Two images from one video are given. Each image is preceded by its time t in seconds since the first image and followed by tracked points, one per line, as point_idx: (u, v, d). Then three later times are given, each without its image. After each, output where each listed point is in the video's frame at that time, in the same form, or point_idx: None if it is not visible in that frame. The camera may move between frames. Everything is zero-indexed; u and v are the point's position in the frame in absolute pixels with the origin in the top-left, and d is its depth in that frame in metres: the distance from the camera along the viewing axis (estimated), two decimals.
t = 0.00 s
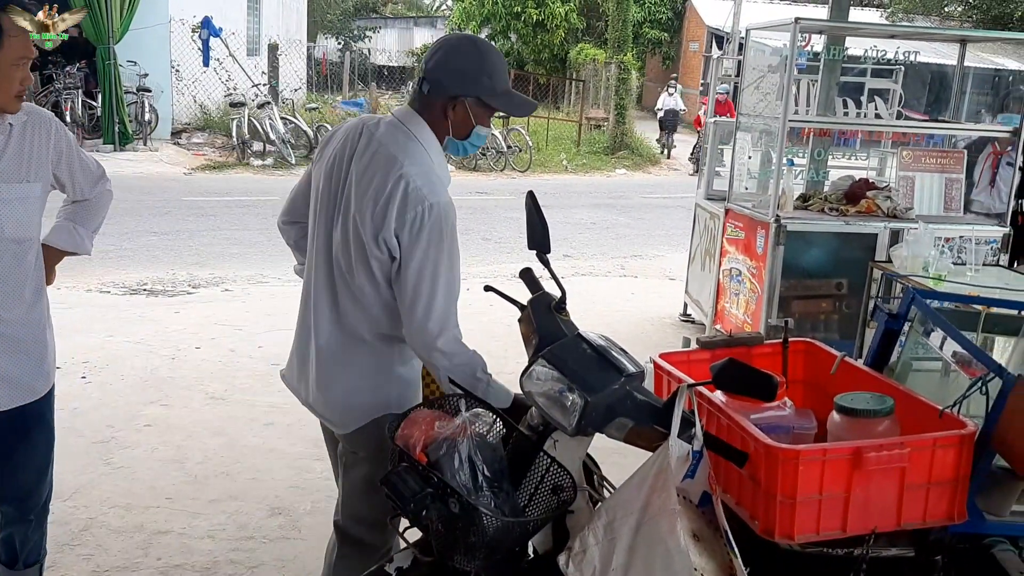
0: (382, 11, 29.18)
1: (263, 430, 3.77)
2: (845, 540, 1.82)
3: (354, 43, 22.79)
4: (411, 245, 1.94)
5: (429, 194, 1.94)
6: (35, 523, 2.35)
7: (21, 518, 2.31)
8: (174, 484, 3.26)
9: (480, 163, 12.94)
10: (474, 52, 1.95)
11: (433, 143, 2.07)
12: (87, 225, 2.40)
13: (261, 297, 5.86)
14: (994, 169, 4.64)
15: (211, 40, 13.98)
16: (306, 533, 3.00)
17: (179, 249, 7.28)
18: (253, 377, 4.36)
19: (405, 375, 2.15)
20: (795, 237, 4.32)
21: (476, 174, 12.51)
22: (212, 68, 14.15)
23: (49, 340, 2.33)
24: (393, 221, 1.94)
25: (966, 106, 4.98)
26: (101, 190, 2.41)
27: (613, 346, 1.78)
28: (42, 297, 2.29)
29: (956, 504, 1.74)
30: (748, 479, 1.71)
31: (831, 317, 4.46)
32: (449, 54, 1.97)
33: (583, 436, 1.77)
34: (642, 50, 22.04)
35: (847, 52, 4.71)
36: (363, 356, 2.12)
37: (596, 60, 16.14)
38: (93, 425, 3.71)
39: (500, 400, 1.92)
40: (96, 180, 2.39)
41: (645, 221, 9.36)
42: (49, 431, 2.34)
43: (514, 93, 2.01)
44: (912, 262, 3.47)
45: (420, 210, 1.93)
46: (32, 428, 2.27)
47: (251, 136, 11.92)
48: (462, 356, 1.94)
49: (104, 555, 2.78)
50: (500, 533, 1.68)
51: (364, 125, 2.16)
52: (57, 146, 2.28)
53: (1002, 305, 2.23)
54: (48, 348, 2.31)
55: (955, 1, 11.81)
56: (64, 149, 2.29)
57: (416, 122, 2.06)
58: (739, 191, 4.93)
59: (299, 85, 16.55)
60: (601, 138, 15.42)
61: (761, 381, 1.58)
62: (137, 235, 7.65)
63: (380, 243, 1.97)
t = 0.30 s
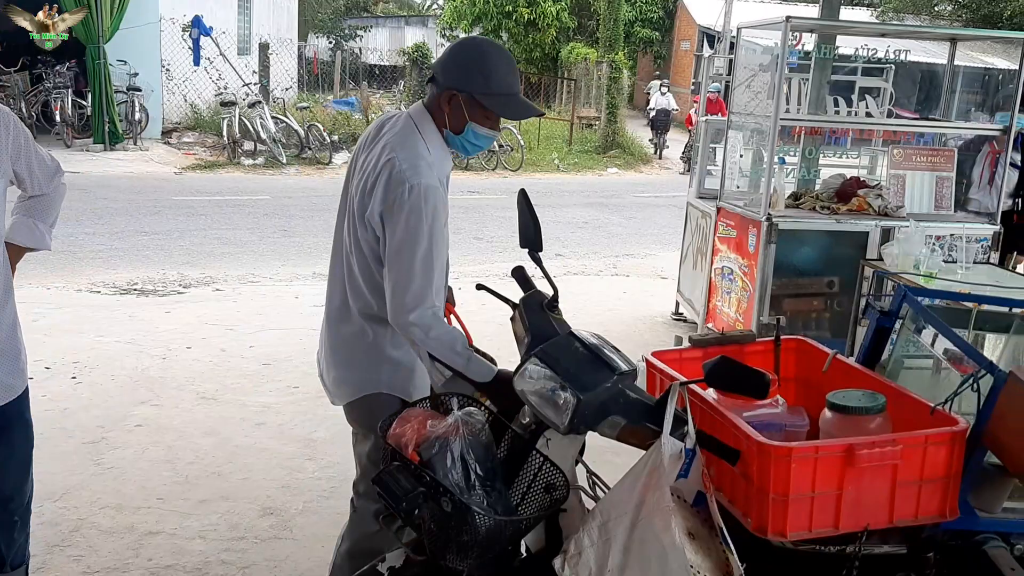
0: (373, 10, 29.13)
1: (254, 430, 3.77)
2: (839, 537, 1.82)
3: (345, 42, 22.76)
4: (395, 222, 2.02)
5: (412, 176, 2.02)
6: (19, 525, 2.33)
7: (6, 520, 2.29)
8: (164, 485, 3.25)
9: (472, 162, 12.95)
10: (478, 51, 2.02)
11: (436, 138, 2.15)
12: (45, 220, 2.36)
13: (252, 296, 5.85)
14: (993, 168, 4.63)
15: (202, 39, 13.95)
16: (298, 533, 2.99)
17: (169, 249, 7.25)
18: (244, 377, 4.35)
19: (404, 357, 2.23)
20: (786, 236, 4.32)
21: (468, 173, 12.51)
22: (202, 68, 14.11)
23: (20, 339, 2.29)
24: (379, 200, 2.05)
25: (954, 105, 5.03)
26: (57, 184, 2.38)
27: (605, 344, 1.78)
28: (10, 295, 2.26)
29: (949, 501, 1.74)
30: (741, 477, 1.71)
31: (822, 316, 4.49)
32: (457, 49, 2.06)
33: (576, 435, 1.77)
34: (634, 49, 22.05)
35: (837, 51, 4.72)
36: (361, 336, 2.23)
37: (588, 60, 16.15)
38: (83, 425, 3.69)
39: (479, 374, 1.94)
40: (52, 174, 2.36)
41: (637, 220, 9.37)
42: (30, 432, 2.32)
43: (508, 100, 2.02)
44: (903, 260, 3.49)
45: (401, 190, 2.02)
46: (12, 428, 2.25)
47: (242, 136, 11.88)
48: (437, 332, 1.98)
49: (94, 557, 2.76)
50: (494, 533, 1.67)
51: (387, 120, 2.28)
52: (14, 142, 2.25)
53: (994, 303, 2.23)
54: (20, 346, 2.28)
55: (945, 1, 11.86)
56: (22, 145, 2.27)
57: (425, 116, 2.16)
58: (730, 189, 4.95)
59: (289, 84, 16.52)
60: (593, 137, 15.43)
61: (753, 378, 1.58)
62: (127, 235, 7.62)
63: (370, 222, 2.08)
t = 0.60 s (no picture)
0: (366, 10, 29.11)
1: (249, 431, 3.76)
2: (833, 536, 1.82)
3: (338, 42, 22.74)
4: (356, 194, 2.08)
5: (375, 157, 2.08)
6: (11, 527, 2.32)
7: None
8: (159, 486, 3.24)
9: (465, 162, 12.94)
10: (475, 52, 2.02)
11: (436, 139, 2.17)
12: (22, 220, 2.31)
13: (246, 296, 5.84)
14: (988, 167, 4.62)
15: (194, 39, 13.92)
16: (293, 534, 2.98)
17: (163, 249, 7.24)
18: (239, 378, 4.34)
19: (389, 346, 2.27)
20: (779, 234, 4.33)
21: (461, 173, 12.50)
22: (195, 68, 14.08)
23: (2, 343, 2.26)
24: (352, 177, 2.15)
25: (946, 104, 5.05)
26: (33, 185, 2.32)
27: (600, 343, 1.78)
28: None
29: (942, 499, 1.75)
30: (736, 475, 1.71)
31: (816, 315, 4.50)
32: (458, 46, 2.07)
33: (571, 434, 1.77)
34: (627, 48, 22.09)
35: (830, 50, 4.73)
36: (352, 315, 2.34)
37: (581, 59, 16.15)
38: (77, 427, 3.68)
39: (397, 349, 2.05)
40: (29, 174, 2.31)
41: (631, 219, 9.38)
42: (19, 433, 2.31)
43: (502, 98, 2.01)
44: (896, 258, 3.49)
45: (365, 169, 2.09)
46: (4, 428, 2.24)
47: (235, 136, 11.85)
48: (363, 304, 2.04)
49: (88, 558, 2.76)
50: (490, 533, 1.66)
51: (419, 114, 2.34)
52: None
53: (987, 301, 2.23)
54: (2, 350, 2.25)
55: None
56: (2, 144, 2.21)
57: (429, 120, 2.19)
58: (724, 188, 4.95)
59: (282, 84, 16.49)
60: (587, 136, 15.43)
61: (747, 377, 1.58)
62: (120, 236, 7.61)
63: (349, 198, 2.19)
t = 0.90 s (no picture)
0: (367, 9, 29.08)
1: (250, 431, 3.75)
2: (839, 537, 1.80)
3: (337, 41, 22.72)
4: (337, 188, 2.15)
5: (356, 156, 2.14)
6: (12, 529, 2.31)
7: None
8: (160, 487, 3.23)
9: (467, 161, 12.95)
10: (460, 58, 1.98)
11: (427, 142, 2.17)
12: (24, 224, 2.29)
13: (247, 297, 5.84)
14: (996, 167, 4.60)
15: (195, 39, 13.91)
16: (294, 535, 2.97)
17: (164, 249, 7.24)
18: (240, 378, 4.33)
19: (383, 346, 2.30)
20: (782, 233, 4.32)
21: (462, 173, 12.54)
22: (196, 68, 14.06)
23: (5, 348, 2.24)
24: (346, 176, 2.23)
25: (949, 103, 5.02)
26: (35, 189, 2.30)
27: (604, 344, 1.77)
28: None
29: (948, 500, 1.74)
30: (740, 476, 1.70)
31: (819, 314, 4.49)
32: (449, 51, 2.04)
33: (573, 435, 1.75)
34: (628, 47, 22.09)
35: (833, 48, 4.72)
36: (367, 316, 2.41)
37: (582, 59, 16.12)
38: (77, 428, 3.67)
39: (324, 348, 2.05)
40: (32, 179, 2.29)
41: (632, 218, 9.37)
42: (21, 435, 2.30)
43: (490, 109, 1.97)
44: (899, 258, 3.49)
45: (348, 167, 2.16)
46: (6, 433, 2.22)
47: (236, 136, 11.83)
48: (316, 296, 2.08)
49: (89, 560, 2.75)
50: (492, 535, 1.64)
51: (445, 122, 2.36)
52: None
53: (995, 302, 2.22)
54: (3, 354, 2.24)
55: None
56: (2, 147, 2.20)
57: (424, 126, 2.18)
58: (727, 188, 4.94)
59: (283, 84, 16.48)
60: (588, 135, 15.42)
61: (751, 377, 1.57)
62: (120, 236, 7.59)
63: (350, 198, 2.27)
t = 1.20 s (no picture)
0: (370, 9, 29.09)
1: (254, 432, 3.75)
2: (844, 539, 1.80)
3: (340, 42, 22.75)
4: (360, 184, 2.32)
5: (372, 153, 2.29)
6: (18, 532, 2.31)
7: (3, 527, 2.26)
8: (163, 488, 3.23)
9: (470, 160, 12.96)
10: (444, 51, 1.98)
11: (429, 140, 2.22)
12: (40, 228, 2.31)
13: (251, 297, 5.83)
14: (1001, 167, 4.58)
15: (197, 39, 13.91)
16: (297, 536, 2.97)
17: (167, 250, 7.23)
18: (243, 379, 4.33)
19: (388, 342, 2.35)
20: (786, 233, 4.30)
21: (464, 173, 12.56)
22: (198, 68, 14.07)
23: (17, 350, 2.25)
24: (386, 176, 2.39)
25: (953, 102, 5.00)
26: (52, 193, 2.33)
27: (608, 346, 1.76)
28: (2, 304, 2.21)
29: (955, 501, 1.73)
30: (746, 478, 1.69)
31: (824, 314, 4.48)
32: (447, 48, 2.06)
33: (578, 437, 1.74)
34: (632, 46, 22.09)
35: (837, 48, 4.71)
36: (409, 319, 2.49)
37: (585, 58, 16.10)
38: (80, 429, 3.67)
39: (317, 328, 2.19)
40: (48, 182, 2.31)
41: (635, 218, 9.37)
42: (28, 438, 2.29)
43: (451, 104, 1.96)
44: (905, 257, 3.48)
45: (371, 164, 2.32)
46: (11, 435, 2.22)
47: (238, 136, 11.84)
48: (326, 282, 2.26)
49: (92, 561, 2.75)
50: (497, 536, 1.63)
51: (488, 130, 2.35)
52: (10, 147, 2.23)
53: (1001, 302, 2.21)
54: (14, 356, 2.24)
55: None
56: (18, 150, 2.25)
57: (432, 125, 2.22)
58: (730, 188, 4.93)
59: (286, 84, 16.49)
60: (591, 135, 15.42)
61: (757, 379, 1.56)
62: (123, 237, 7.60)
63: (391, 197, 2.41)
